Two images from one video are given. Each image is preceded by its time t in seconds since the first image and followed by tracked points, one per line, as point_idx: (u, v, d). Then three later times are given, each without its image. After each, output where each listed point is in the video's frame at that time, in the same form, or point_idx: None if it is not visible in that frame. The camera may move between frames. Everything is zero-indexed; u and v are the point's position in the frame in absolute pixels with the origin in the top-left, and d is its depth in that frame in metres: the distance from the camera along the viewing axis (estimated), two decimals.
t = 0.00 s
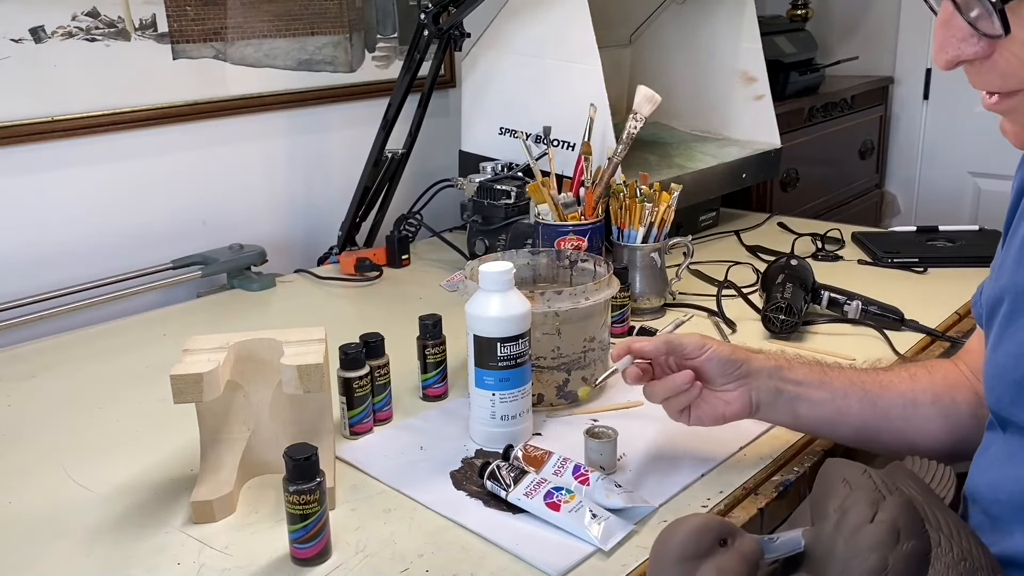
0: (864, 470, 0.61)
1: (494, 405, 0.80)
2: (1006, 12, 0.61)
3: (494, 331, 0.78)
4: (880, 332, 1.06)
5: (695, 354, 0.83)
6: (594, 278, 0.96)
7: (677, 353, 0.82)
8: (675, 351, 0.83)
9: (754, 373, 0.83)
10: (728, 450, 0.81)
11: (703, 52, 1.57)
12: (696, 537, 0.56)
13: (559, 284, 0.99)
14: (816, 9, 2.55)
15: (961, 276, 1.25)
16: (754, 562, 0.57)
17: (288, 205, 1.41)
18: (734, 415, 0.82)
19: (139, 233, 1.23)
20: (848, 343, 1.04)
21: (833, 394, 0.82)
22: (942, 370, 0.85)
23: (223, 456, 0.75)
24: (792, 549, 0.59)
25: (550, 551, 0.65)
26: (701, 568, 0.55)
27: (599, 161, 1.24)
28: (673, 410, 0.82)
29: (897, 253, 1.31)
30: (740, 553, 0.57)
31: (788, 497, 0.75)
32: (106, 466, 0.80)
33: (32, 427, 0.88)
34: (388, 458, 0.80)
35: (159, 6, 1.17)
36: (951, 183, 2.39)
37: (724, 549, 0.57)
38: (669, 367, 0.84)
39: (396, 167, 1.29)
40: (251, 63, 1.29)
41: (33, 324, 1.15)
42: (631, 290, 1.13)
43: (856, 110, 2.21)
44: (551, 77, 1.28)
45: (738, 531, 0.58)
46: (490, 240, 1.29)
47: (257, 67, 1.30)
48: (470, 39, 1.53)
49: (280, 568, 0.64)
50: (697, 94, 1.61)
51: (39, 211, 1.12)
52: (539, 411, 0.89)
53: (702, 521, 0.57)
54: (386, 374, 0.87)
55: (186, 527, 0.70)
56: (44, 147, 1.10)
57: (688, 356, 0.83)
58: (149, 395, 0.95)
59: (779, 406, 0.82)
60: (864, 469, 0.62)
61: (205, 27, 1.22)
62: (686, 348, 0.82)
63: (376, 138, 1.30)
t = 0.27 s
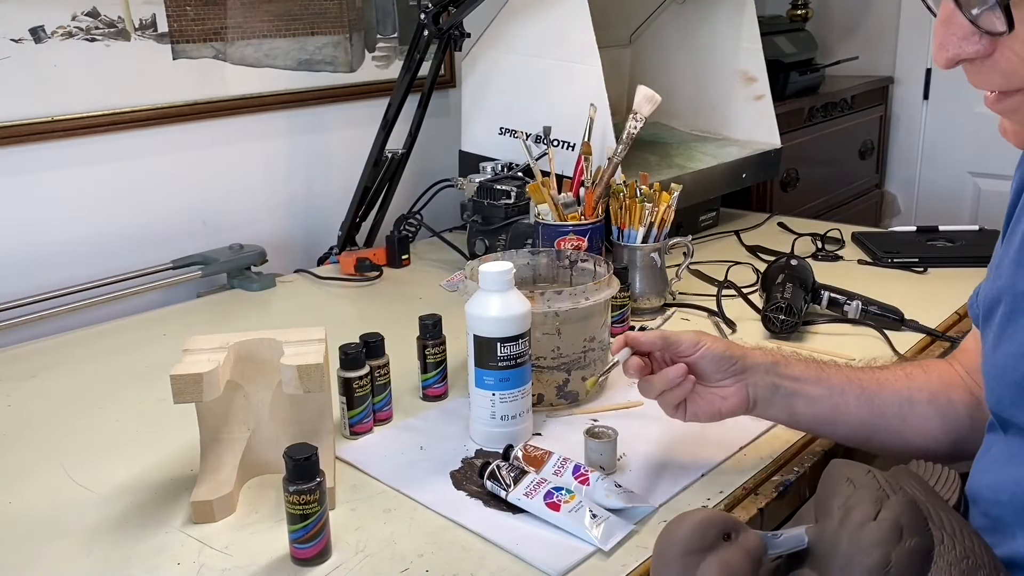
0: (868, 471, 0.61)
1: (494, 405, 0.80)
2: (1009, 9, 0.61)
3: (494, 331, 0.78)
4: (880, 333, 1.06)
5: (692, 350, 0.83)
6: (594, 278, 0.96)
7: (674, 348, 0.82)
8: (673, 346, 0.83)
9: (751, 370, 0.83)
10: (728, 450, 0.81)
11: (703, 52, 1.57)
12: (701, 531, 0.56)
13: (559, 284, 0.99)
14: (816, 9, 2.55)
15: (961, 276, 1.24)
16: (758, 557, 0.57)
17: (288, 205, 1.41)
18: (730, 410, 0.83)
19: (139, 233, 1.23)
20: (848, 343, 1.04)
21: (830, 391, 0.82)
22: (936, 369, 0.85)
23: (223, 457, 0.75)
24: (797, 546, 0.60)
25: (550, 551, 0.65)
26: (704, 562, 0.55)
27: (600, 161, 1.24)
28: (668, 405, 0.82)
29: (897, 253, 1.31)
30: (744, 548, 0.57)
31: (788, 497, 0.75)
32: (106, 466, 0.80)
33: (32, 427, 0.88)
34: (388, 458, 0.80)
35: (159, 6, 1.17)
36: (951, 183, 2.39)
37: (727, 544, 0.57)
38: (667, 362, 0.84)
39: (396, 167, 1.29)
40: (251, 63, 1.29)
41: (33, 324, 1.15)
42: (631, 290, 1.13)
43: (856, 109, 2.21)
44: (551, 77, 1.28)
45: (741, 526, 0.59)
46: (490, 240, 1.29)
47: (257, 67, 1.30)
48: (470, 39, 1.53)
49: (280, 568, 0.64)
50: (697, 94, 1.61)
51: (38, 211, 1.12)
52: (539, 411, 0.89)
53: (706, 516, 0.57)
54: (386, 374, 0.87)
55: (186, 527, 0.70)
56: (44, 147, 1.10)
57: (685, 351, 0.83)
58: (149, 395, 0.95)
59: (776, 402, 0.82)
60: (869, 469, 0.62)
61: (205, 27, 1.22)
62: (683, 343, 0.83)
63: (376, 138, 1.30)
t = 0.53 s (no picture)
0: (869, 471, 0.61)
1: (494, 405, 0.80)
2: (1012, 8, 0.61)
3: (494, 331, 0.78)
4: (880, 333, 1.06)
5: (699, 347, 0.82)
6: (594, 278, 0.96)
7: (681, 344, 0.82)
8: (680, 342, 0.82)
9: (755, 371, 0.83)
10: (728, 451, 0.81)
11: (703, 52, 1.57)
12: (701, 533, 0.56)
13: (559, 284, 0.99)
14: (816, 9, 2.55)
15: (961, 276, 1.24)
16: (758, 557, 0.57)
17: (288, 205, 1.41)
18: (732, 411, 0.83)
19: (139, 233, 1.23)
20: (848, 343, 1.04)
21: (833, 394, 0.82)
22: (940, 373, 0.85)
23: (222, 457, 0.75)
24: (797, 546, 0.60)
25: (550, 551, 0.65)
26: (705, 563, 0.55)
27: (600, 161, 1.24)
28: (668, 402, 0.82)
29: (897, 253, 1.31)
30: (745, 549, 0.57)
31: (788, 496, 0.75)
32: (106, 466, 0.80)
33: (31, 427, 0.88)
34: (388, 459, 0.80)
35: (159, 6, 1.17)
36: (951, 183, 2.39)
37: (728, 544, 0.57)
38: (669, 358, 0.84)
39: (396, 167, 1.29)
40: (251, 63, 1.29)
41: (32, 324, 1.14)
42: (631, 290, 1.13)
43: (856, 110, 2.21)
44: (551, 77, 1.28)
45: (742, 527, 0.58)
46: (490, 240, 1.29)
47: (257, 67, 1.30)
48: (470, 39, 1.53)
49: (280, 568, 0.64)
50: (697, 94, 1.61)
51: (38, 210, 1.12)
52: (539, 411, 0.89)
53: (707, 516, 0.57)
54: (386, 374, 0.87)
55: (186, 527, 0.70)
56: (44, 147, 1.10)
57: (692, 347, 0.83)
58: (149, 395, 0.95)
59: (779, 404, 0.82)
60: (870, 470, 0.62)
61: (205, 27, 1.22)
62: (690, 338, 0.82)
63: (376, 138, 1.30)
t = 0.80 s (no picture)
0: (868, 471, 0.61)
1: (494, 405, 0.80)
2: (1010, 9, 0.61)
3: (494, 331, 0.78)
4: (880, 333, 1.06)
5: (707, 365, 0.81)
6: (594, 278, 0.96)
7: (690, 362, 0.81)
8: (688, 360, 0.81)
9: (765, 387, 0.82)
10: (728, 451, 0.81)
11: (703, 52, 1.57)
12: (700, 532, 0.56)
13: (559, 284, 0.99)
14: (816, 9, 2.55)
15: (961, 276, 1.24)
16: (757, 557, 0.57)
17: (288, 205, 1.41)
18: (745, 431, 0.81)
19: (139, 233, 1.23)
20: (848, 343, 1.04)
21: (844, 408, 0.81)
22: (951, 380, 0.84)
23: (222, 457, 0.75)
24: (796, 545, 0.59)
25: (550, 551, 0.65)
26: (704, 562, 0.55)
27: (600, 161, 1.24)
28: (682, 423, 0.80)
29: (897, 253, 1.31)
30: (744, 548, 0.57)
31: (788, 496, 0.76)
32: (106, 466, 0.80)
33: (31, 427, 0.88)
34: (389, 458, 0.80)
35: (159, 6, 1.17)
36: (952, 182, 2.39)
37: (728, 543, 0.57)
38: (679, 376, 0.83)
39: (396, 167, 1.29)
40: (251, 63, 1.29)
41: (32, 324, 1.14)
42: (631, 290, 1.13)
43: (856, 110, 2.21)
44: (551, 77, 1.28)
45: (743, 527, 0.58)
46: (490, 240, 1.29)
47: (257, 67, 1.30)
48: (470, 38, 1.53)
49: (280, 568, 0.64)
50: (697, 94, 1.61)
51: (38, 211, 1.12)
52: (539, 411, 0.89)
53: (706, 516, 0.57)
54: (386, 374, 0.87)
55: (186, 527, 0.70)
56: (44, 147, 1.10)
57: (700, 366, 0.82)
58: (149, 395, 0.95)
59: (792, 422, 0.81)
60: (867, 469, 0.62)
61: (205, 27, 1.22)
62: (701, 356, 0.81)
63: (376, 138, 1.30)
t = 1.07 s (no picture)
0: (868, 472, 0.61)
1: (494, 405, 0.80)
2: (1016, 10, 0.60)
3: (493, 331, 0.78)
4: (880, 333, 1.06)
5: (710, 365, 0.81)
6: (594, 278, 0.96)
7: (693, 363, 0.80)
8: (692, 360, 0.80)
9: (765, 386, 0.81)
10: (728, 450, 0.81)
11: (703, 53, 1.57)
12: (700, 533, 0.56)
13: (559, 284, 0.99)
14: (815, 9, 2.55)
15: (960, 276, 1.24)
16: (758, 558, 0.57)
17: (288, 205, 1.41)
18: (743, 429, 0.81)
19: (138, 232, 1.23)
20: (848, 343, 1.04)
21: (843, 408, 0.81)
22: (947, 380, 0.85)
23: (222, 457, 0.75)
24: (797, 547, 0.59)
25: (550, 551, 0.65)
26: (705, 563, 0.55)
27: (600, 161, 1.24)
28: (679, 419, 0.81)
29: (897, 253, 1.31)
30: (745, 549, 0.57)
31: (788, 496, 0.76)
32: (106, 466, 0.80)
33: (31, 427, 0.88)
34: (389, 458, 0.80)
35: (159, 6, 1.17)
36: (951, 182, 2.39)
37: (728, 544, 0.57)
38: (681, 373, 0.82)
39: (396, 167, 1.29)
40: (251, 63, 1.29)
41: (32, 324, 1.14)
42: (631, 290, 1.13)
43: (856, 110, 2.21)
44: (551, 77, 1.28)
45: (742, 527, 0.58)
46: (490, 240, 1.29)
47: (257, 68, 1.30)
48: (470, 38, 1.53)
49: (280, 568, 0.64)
50: (697, 94, 1.61)
51: (38, 211, 1.12)
52: (539, 411, 0.89)
53: (706, 517, 0.57)
54: (386, 374, 0.87)
55: (186, 527, 0.70)
56: (44, 147, 1.10)
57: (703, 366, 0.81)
58: (149, 395, 0.95)
59: (790, 421, 0.81)
60: (867, 470, 0.62)
61: (205, 27, 1.22)
62: (704, 358, 0.80)
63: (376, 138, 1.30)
